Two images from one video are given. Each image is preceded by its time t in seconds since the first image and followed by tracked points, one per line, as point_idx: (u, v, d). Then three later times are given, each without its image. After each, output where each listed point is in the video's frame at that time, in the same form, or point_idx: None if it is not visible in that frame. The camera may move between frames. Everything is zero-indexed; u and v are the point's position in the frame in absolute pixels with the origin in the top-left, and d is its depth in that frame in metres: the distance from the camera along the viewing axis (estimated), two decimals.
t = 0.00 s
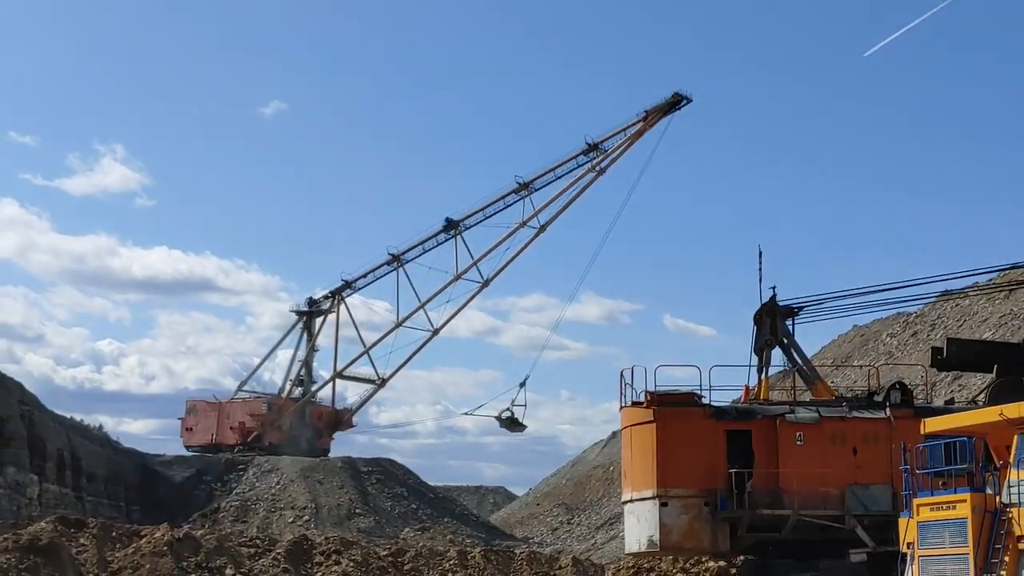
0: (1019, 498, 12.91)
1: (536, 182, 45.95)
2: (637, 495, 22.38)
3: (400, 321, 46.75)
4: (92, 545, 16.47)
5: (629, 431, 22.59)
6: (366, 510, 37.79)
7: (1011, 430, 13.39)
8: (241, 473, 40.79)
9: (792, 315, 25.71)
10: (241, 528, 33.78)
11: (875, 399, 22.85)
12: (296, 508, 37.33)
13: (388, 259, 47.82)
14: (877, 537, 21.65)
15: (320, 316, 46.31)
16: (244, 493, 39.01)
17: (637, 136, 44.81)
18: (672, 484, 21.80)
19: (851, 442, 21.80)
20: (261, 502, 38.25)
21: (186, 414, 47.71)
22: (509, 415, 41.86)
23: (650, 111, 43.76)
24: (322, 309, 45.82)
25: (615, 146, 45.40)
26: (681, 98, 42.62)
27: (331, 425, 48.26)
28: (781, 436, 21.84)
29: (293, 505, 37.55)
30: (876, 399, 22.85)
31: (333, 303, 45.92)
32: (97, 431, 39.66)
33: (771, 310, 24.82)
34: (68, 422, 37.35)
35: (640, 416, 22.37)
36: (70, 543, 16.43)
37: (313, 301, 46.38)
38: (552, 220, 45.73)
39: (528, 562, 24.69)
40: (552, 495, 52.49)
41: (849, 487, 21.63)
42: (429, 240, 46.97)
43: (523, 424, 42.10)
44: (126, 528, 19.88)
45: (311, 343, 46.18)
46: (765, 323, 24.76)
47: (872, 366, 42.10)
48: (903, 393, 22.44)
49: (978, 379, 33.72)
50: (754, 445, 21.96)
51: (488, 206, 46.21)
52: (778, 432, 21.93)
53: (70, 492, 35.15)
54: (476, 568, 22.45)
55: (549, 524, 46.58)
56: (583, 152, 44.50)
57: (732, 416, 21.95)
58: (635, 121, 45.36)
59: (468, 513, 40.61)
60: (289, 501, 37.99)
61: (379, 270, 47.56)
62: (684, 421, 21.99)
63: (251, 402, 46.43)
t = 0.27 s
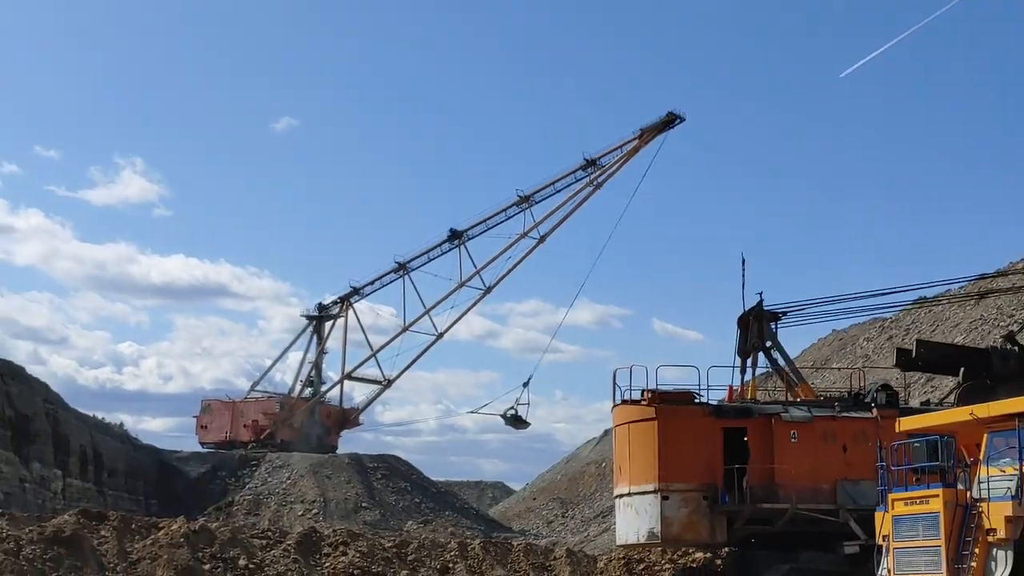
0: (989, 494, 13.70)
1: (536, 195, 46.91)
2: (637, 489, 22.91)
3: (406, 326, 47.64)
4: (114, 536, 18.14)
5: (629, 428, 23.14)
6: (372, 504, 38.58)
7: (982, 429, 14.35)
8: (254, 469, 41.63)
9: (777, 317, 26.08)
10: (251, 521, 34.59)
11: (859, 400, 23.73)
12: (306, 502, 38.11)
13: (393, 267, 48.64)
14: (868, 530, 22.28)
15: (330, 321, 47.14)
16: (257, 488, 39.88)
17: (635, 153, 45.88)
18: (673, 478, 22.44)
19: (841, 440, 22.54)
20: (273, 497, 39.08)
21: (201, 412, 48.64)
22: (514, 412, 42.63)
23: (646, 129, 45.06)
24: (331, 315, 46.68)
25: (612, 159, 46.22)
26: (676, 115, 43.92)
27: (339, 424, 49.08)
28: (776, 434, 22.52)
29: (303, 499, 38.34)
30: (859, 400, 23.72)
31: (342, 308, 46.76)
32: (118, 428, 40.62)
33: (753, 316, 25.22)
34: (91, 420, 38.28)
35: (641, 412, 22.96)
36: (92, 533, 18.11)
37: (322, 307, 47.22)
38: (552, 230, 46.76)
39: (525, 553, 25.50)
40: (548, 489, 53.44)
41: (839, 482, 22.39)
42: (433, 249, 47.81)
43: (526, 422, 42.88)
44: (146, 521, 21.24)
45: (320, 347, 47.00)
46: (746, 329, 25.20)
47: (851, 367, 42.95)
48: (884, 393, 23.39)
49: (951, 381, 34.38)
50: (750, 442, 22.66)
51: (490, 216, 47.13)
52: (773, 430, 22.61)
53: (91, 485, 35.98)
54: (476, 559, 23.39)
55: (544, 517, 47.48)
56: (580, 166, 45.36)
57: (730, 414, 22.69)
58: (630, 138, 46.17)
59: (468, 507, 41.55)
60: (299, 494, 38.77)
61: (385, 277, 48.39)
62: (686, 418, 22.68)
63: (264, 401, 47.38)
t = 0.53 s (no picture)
0: (959, 485, 14.56)
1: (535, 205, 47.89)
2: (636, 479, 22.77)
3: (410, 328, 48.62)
4: (133, 524, 19.63)
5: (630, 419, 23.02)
6: (377, 494, 39.55)
7: (951, 425, 15.22)
8: (266, 461, 42.61)
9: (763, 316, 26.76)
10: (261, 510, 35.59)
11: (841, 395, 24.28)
12: (314, 492, 39.11)
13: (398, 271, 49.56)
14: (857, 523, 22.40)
15: (338, 322, 48.04)
16: (268, 479, 40.93)
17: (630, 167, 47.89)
18: (673, 469, 22.40)
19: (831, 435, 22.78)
20: (283, 487, 40.14)
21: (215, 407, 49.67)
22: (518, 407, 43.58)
23: (640, 144, 47.24)
24: (338, 316, 47.58)
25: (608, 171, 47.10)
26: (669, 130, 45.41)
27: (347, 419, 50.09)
28: (771, 428, 22.64)
29: (312, 489, 39.35)
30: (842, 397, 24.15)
31: (350, 309, 47.67)
32: (137, 422, 41.76)
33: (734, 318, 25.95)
34: (114, 415, 39.48)
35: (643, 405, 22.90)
36: (115, 522, 19.63)
37: (330, 308, 48.12)
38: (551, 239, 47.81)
39: (522, 541, 26.41)
40: (543, 480, 54.43)
41: (830, 475, 22.55)
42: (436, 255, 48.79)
43: (528, 416, 43.81)
44: (165, 509, 22.45)
45: (329, 348, 47.91)
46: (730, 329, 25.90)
47: (827, 366, 43.84)
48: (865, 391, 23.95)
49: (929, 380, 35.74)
50: (745, 436, 22.76)
51: (492, 225, 48.10)
52: (769, 425, 22.68)
53: (112, 476, 36.99)
54: (476, 547, 24.32)
55: (539, 507, 48.48)
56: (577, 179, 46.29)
57: (728, 409, 22.76)
58: (624, 151, 47.08)
59: (467, 498, 42.57)
60: (308, 485, 39.77)
61: (390, 281, 49.33)
62: (685, 411, 22.71)
63: (275, 397, 48.37)
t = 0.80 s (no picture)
0: (944, 480, 15.00)
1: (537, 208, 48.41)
2: (643, 473, 22.05)
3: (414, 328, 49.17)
4: (143, 517, 20.32)
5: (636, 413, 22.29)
6: (380, 488, 40.04)
7: (937, 421, 15.70)
8: (272, 455, 43.10)
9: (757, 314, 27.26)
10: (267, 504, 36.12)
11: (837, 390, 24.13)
12: (319, 486, 39.63)
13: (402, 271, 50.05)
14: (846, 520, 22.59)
15: (343, 321, 48.53)
16: (275, 473, 41.49)
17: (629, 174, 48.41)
18: (681, 463, 21.82)
19: (831, 431, 22.61)
20: (289, 481, 40.69)
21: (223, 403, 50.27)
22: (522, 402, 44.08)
23: (640, 150, 47.60)
24: (343, 315, 48.08)
25: (608, 176, 47.54)
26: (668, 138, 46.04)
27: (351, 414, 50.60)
28: (775, 424, 22.31)
29: (317, 483, 39.89)
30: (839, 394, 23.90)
31: (355, 309, 48.15)
32: (148, 417, 42.38)
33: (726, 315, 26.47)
34: (126, 412, 40.09)
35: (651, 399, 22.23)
36: (125, 515, 20.32)
37: (336, 307, 48.64)
38: (553, 242, 48.40)
39: (521, 534, 26.92)
40: (541, 475, 55.03)
41: (830, 470, 22.34)
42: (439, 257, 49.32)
43: (532, 411, 44.33)
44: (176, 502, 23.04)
45: (335, 347, 48.42)
46: (724, 327, 26.43)
47: (816, 363, 44.47)
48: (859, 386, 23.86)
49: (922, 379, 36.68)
50: (749, 432, 22.35)
51: (494, 227, 48.63)
52: (772, 421, 22.35)
53: (123, 470, 37.51)
54: (476, 539, 24.85)
55: (537, 500, 49.07)
56: (578, 183, 46.82)
57: (732, 404, 22.31)
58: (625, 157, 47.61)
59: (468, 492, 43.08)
60: (313, 479, 40.29)
61: (395, 281, 49.85)
62: (691, 405, 22.18)
63: (283, 393, 49.00)
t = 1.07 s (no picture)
0: (933, 474, 15.30)
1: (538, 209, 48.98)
2: (650, 466, 21.57)
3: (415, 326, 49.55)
4: (149, 510, 20.70)
5: (643, 406, 21.80)
6: (382, 481, 40.39)
7: (927, 417, 16.03)
8: (276, 450, 43.43)
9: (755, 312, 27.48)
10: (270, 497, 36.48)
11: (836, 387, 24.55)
12: (322, 480, 39.99)
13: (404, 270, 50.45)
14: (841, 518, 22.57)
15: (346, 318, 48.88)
16: (278, 467, 41.84)
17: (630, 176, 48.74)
18: (690, 456, 21.41)
19: (834, 425, 22.36)
20: (292, 474, 41.09)
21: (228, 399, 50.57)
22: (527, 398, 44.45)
23: (639, 152, 48.09)
24: (344, 313, 48.41)
25: (608, 178, 48.09)
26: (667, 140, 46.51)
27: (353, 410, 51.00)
28: (779, 419, 22.01)
29: (319, 477, 40.25)
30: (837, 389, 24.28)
31: (357, 306, 48.50)
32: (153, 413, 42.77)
33: (722, 312, 26.72)
34: (131, 408, 40.43)
35: (658, 392, 21.76)
36: (133, 508, 20.71)
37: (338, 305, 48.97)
38: (553, 243, 48.96)
39: (519, 527, 27.26)
40: (539, 469, 55.45)
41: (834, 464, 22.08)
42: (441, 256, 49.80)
43: (536, 405, 44.73)
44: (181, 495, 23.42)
45: (337, 344, 48.76)
46: (719, 324, 26.71)
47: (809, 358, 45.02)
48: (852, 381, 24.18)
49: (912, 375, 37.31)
50: (754, 427, 22.01)
51: (496, 227, 49.14)
52: (777, 417, 22.05)
53: (130, 464, 37.85)
54: (475, 531, 25.20)
55: (535, 494, 49.48)
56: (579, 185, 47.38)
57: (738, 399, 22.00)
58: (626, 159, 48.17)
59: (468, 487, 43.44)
60: (315, 473, 40.65)
61: (397, 280, 50.28)
62: (698, 398, 21.81)
63: (286, 389, 49.29)
